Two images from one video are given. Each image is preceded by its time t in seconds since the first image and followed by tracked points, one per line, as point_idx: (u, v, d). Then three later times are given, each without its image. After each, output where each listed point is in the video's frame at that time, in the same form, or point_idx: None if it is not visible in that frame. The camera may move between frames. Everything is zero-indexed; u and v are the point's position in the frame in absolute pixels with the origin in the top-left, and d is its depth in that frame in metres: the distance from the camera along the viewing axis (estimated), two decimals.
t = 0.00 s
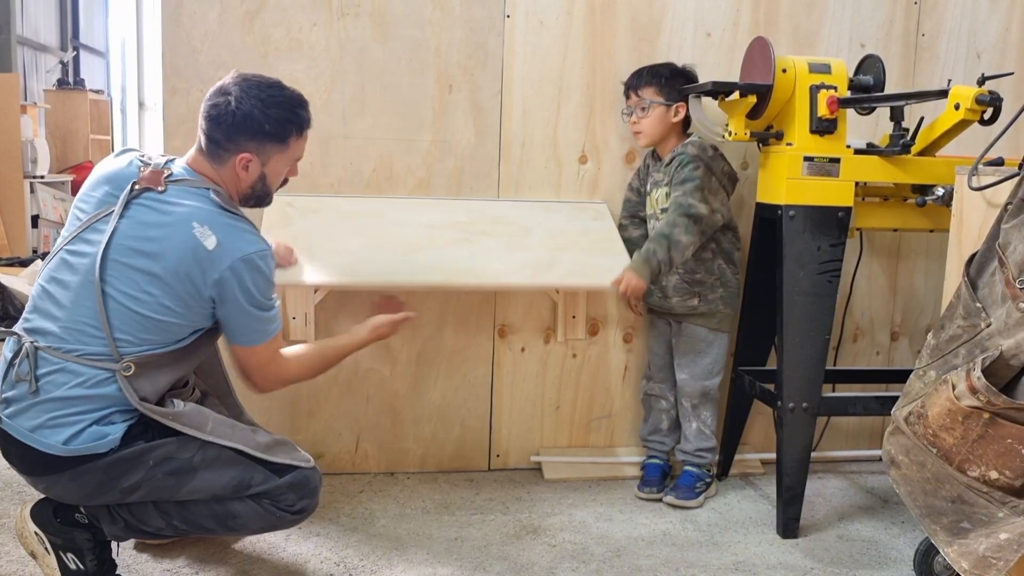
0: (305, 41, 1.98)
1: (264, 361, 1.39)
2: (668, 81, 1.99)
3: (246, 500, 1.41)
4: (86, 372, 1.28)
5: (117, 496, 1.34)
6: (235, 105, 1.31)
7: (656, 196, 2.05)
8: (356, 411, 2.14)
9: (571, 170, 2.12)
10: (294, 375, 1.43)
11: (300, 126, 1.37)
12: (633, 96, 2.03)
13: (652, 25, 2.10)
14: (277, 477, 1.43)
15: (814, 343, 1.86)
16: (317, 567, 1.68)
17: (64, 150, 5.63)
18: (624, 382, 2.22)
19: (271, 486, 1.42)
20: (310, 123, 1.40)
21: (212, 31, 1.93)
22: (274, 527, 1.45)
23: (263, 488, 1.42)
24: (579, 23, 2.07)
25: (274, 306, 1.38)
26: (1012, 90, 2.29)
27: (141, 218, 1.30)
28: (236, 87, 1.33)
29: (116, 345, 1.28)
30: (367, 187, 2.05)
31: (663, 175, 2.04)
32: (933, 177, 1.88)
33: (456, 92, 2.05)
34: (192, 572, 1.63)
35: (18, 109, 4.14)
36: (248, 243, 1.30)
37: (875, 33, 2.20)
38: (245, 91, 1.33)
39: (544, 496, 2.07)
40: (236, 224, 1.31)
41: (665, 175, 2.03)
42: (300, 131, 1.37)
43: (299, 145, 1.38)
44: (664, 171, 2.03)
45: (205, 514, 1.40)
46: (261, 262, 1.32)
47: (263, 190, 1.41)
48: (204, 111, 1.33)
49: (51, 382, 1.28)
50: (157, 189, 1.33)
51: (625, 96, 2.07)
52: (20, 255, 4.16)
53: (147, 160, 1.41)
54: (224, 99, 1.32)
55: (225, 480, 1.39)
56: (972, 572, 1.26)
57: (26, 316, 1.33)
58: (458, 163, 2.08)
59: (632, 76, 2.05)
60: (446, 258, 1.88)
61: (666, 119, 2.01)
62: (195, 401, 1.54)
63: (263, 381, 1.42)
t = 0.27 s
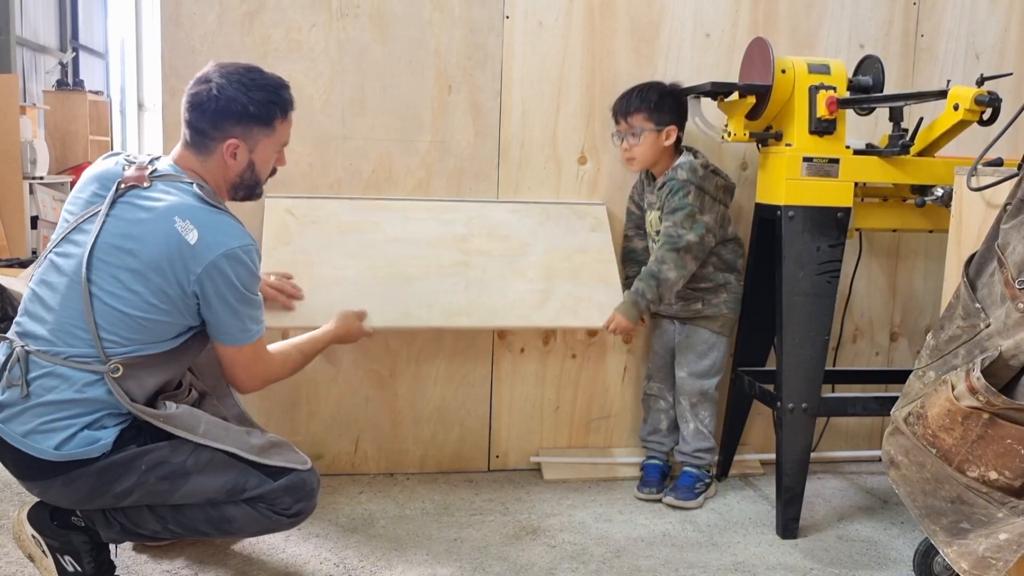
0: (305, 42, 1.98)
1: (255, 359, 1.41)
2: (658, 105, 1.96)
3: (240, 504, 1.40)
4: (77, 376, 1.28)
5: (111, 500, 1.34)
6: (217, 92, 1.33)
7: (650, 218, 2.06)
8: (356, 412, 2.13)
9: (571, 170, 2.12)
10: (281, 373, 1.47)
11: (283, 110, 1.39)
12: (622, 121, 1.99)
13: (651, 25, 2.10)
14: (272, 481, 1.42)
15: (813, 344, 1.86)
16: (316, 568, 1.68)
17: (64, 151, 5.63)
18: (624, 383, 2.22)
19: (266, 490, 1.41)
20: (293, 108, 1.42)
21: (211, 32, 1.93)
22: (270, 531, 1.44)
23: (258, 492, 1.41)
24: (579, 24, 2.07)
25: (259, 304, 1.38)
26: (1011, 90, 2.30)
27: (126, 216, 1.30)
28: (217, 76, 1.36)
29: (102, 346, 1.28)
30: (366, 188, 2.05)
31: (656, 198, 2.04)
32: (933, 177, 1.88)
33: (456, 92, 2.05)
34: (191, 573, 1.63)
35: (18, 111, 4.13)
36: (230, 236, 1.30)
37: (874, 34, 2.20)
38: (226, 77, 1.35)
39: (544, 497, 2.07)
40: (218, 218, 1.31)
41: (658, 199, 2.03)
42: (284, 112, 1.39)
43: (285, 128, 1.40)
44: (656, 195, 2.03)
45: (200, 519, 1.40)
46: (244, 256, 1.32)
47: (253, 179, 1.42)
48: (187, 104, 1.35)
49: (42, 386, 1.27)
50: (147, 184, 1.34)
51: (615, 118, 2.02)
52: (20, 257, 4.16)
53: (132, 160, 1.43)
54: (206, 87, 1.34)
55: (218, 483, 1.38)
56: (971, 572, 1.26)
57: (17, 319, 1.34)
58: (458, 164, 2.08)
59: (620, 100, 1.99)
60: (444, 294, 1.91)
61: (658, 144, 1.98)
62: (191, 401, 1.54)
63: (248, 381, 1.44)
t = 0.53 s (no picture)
0: (305, 42, 1.98)
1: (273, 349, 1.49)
2: (650, 135, 1.94)
3: (242, 506, 1.41)
4: (78, 379, 1.28)
5: (112, 504, 1.34)
6: (213, 87, 1.36)
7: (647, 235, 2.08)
8: (356, 413, 2.13)
9: (571, 170, 2.12)
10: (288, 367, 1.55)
11: (277, 104, 1.43)
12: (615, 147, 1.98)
13: (651, 26, 2.10)
14: (273, 483, 1.42)
15: (813, 344, 1.86)
16: (316, 568, 1.68)
17: (64, 151, 5.63)
18: (625, 382, 2.22)
19: (267, 492, 1.41)
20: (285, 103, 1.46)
21: (211, 32, 1.93)
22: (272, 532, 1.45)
23: (260, 494, 1.41)
24: (579, 24, 2.07)
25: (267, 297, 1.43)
26: (1011, 91, 2.30)
27: (130, 216, 1.30)
28: (211, 72, 1.39)
29: (110, 346, 1.28)
30: (366, 188, 2.05)
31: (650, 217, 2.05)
32: (933, 177, 1.88)
33: (455, 92, 2.05)
34: (191, 573, 1.63)
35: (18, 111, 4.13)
36: (243, 236, 1.35)
37: (874, 34, 2.20)
38: (221, 73, 1.39)
39: (544, 497, 2.07)
40: (228, 218, 1.34)
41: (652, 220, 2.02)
42: (278, 105, 1.43)
43: (280, 122, 1.44)
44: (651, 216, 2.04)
45: (203, 522, 1.41)
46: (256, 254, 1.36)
47: (249, 174, 1.45)
48: (183, 100, 1.37)
49: (43, 388, 1.27)
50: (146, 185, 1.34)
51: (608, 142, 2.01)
52: (19, 256, 4.15)
53: (128, 160, 1.43)
54: (202, 82, 1.37)
55: (220, 487, 1.38)
56: (971, 572, 1.26)
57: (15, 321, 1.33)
58: (458, 164, 2.08)
59: (614, 126, 1.97)
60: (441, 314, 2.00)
61: (651, 172, 1.98)
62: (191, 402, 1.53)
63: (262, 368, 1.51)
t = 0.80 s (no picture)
0: (305, 43, 1.98)
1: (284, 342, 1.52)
2: (635, 152, 1.91)
3: (247, 508, 1.41)
4: (88, 378, 1.28)
5: (117, 505, 1.34)
6: (217, 88, 1.38)
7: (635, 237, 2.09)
8: (356, 413, 2.14)
9: (571, 170, 2.12)
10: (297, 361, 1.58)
11: (279, 106, 1.45)
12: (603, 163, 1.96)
13: (651, 26, 2.10)
14: (278, 484, 1.42)
15: (814, 345, 1.86)
16: (316, 568, 1.68)
17: (64, 151, 5.62)
18: (623, 383, 2.22)
19: (272, 494, 1.41)
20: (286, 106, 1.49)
21: (211, 32, 1.93)
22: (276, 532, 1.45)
23: (265, 496, 1.41)
24: (578, 25, 2.07)
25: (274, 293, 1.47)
26: (1010, 91, 2.30)
27: (140, 217, 1.31)
28: (214, 73, 1.41)
29: (122, 345, 1.29)
30: (366, 188, 2.05)
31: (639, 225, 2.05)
32: (933, 177, 1.88)
33: (455, 92, 2.05)
34: (191, 574, 1.63)
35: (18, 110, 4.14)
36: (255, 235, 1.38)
37: (874, 34, 2.20)
38: (224, 75, 1.41)
39: (544, 497, 2.07)
40: (240, 219, 1.37)
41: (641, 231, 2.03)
42: (280, 106, 1.45)
43: (281, 124, 1.46)
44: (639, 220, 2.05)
45: (206, 523, 1.41)
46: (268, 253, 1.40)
47: (250, 175, 1.47)
48: (187, 100, 1.39)
49: (53, 389, 1.27)
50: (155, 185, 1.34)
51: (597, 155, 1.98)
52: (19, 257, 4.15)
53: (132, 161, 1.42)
54: (206, 83, 1.39)
55: (225, 489, 1.38)
56: (971, 573, 1.26)
57: (19, 321, 1.32)
58: (458, 164, 2.08)
59: (602, 141, 1.95)
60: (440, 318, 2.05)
61: (640, 186, 1.96)
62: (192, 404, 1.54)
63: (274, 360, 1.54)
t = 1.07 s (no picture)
0: (305, 42, 1.98)
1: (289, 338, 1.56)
2: (629, 160, 1.91)
3: (247, 508, 1.41)
4: (91, 376, 1.28)
5: (117, 505, 1.34)
6: (222, 90, 1.39)
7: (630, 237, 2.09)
8: (356, 413, 2.14)
9: (571, 170, 2.12)
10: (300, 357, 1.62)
11: (282, 109, 1.46)
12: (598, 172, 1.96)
13: (651, 26, 2.10)
14: (279, 484, 1.42)
15: (814, 344, 1.86)
16: (316, 568, 1.68)
17: (64, 151, 5.62)
18: (622, 383, 2.22)
19: (273, 494, 1.41)
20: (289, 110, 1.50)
21: (211, 33, 1.93)
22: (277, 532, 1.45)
23: (265, 496, 1.41)
24: (578, 25, 2.07)
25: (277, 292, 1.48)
26: (1010, 91, 2.30)
27: (145, 217, 1.31)
28: (219, 77, 1.42)
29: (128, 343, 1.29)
30: (366, 188, 2.05)
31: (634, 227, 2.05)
32: (932, 177, 1.88)
33: (455, 92, 2.05)
34: (191, 574, 1.63)
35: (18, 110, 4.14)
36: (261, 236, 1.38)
37: (874, 34, 2.20)
38: (228, 78, 1.42)
39: (544, 497, 2.07)
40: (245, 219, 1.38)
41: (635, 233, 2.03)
42: (283, 110, 1.46)
43: (285, 127, 1.47)
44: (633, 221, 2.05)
45: (206, 523, 1.41)
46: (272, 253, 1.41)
47: (253, 178, 1.48)
48: (191, 102, 1.40)
49: (54, 387, 1.27)
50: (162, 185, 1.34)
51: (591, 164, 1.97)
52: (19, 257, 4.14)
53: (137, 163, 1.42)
54: (210, 85, 1.40)
55: (226, 488, 1.38)
56: (971, 573, 1.26)
57: (21, 320, 1.32)
58: (458, 164, 2.08)
59: (596, 149, 1.94)
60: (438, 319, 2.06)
61: (636, 192, 1.96)
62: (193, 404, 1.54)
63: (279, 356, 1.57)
